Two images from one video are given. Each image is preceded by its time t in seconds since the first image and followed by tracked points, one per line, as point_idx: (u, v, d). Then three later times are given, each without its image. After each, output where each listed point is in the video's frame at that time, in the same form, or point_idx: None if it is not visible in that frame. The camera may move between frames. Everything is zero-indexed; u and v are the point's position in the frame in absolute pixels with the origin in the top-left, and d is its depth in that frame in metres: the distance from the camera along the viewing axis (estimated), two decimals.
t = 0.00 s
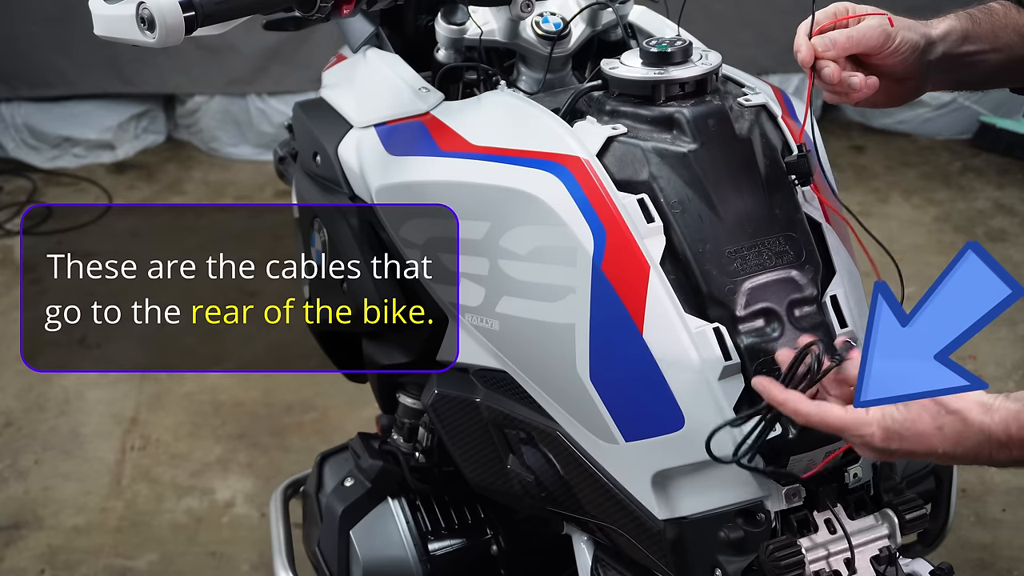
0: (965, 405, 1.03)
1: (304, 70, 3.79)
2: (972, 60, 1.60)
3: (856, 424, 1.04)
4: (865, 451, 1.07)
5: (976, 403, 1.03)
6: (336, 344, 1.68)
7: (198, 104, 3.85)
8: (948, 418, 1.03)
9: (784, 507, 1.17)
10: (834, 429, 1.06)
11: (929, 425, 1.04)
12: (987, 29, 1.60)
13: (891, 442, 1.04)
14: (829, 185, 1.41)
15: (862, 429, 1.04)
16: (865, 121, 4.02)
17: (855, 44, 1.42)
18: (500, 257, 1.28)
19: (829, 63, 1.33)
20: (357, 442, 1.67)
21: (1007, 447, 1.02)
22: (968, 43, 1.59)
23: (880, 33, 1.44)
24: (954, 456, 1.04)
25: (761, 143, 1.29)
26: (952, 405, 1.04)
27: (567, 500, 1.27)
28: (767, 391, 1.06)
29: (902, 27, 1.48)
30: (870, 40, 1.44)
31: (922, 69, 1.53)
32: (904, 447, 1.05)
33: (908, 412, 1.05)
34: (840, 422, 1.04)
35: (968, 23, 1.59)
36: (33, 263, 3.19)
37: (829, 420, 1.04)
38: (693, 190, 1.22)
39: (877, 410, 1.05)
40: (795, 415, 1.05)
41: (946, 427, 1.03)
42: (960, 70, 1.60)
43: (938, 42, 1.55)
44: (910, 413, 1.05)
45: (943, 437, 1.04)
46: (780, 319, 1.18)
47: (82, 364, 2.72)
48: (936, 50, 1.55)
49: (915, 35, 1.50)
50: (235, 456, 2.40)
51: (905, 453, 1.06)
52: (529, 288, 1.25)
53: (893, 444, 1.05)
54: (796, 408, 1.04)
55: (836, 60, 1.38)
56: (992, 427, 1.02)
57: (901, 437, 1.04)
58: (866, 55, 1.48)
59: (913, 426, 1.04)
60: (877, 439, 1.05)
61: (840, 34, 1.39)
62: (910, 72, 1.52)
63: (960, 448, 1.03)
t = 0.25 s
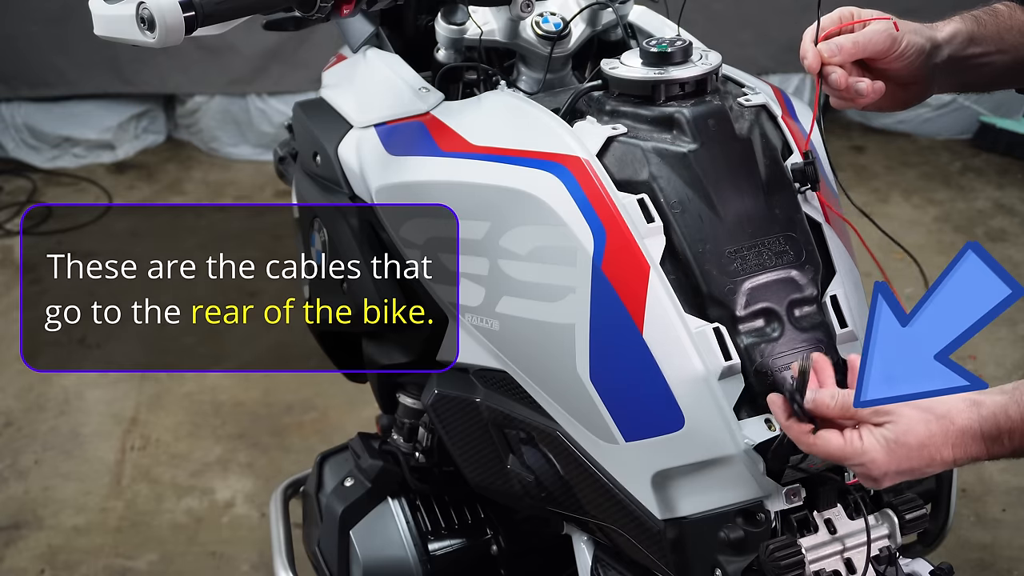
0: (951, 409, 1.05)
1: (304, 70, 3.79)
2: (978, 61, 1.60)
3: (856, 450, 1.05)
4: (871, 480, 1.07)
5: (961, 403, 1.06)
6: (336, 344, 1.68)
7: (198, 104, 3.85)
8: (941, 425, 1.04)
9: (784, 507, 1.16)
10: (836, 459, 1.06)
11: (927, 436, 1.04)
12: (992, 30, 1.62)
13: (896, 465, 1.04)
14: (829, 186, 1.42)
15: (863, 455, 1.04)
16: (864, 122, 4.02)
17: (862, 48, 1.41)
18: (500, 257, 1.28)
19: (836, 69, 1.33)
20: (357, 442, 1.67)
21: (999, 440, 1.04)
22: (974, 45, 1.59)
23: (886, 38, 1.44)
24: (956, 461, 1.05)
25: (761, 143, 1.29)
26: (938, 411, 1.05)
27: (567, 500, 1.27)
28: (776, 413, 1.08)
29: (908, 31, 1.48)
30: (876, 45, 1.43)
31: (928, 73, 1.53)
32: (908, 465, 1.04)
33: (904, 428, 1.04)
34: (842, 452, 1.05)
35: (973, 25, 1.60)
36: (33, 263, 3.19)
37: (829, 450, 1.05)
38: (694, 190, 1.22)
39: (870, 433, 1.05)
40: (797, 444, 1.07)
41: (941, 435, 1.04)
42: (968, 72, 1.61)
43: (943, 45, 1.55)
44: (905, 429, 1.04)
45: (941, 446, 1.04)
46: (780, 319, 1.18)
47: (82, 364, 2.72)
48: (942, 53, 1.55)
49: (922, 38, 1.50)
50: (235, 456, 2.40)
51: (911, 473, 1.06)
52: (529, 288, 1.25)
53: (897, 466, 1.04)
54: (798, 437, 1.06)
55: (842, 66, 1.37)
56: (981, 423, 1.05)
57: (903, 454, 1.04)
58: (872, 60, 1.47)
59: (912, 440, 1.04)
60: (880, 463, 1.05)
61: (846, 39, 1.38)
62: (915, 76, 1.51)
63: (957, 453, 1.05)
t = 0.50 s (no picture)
0: (951, 418, 1.04)
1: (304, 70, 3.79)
2: (981, 67, 1.60)
3: (860, 466, 1.03)
4: (875, 493, 1.05)
5: (961, 411, 1.04)
6: (336, 344, 1.68)
7: (198, 103, 3.85)
8: (942, 435, 1.03)
9: (784, 506, 1.15)
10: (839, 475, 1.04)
11: (929, 448, 1.03)
12: (993, 37, 1.61)
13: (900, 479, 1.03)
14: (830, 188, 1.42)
15: (867, 471, 1.03)
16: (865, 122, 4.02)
17: (869, 58, 1.41)
18: (500, 256, 1.28)
19: (842, 80, 1.34)
20: (357, 442, 1.67)
21: (1002, 447, 1.03)
22: (977, 51, 1.59)
23: (890, 47, 1.44)
24: (959, 470, 1.05)
25: (761, 143, 1.29)
26: (938, 421, 1.04)
27: (567, 500, 1.27)
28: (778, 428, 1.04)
29: (911, 40, 1.48)
30: (881, 54, 1.43)
31: (932, 80, 1.53)
32: (910, 478, 1.03)
33: (906, 442, 1.03)
34: (846, 469, 1.03)
35: (976, 31, 1.59)
36: (33, 263, 3.19)
37: (833, 466, 1.03)
38: (694, 190, 1.22)
39: (871, 448, 1.03)
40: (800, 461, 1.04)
41: (943, 445, 1.03)
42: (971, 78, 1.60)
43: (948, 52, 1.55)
44: (907, 443, 1.03)
45: (943, 457, 1.03)
46: (781, 319, 1.18)
47: (82, 364, 2.72)
48: (946, 59, 1.55)
49: (925, 47, 1.50)
50: (235, 456, 2.40)
51: (914, 486, 1.05)
52: (529, 288, 1.25)
53: (901, 480, 1.03)
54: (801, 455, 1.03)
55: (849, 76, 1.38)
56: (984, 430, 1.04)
57: (906, 468, 1.03)
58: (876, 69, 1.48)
59: (915, 453, 1.03)
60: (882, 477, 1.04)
61: (850, 50, 1.39)
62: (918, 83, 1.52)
63: (960, 461, 1.04)
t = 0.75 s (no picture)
0: (956, 420, 1.05)
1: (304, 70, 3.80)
2: (978, 67, 1.60)
3: (864, 469, 1.05)
4: (882, 497, 1.07)
5: (966, 414, 1.06)
6: (336, 344, 1.68)
7: (198, 103, 3.85)
8: (948, 438, 1.05)
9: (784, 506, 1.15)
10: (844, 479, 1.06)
11: (934, 451, 1.04)
12: (991, 37, 1.61)
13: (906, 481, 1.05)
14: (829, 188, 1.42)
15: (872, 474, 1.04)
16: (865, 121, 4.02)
17: (867, 59, 1.41)
18: (500, 256, 1.28)
19: (841, 81, 1.34)
20: (357, 442, 1.67)
21: (1008, 449, 1.04)
22: (975, 51, 1.59)
23: (888, 48, 1.44)
24: (966, 473, 1.06)
25: (761, 143, 1.29)
26: (943, 424, 1.05)
27: (567, 500, 1.27)
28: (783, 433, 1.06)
29: (910, 40, 1.48)
30: (879, 55, 1.43)
31: (930, 80, 1.53)
32: (916, 481, 1.05)
33: (911, 445, 1.04)
34: (851, 472, 1.05)
35: (974, 31, 1.59)
36: (33, 263, 3.19)
37: (837, 470, 1.05)
38: (693, 190, 1.22)
39: (876, 451, 1.05)
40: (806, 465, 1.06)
41: (949, 448, 1.05)
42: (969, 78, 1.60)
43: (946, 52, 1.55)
44: (912, 446, 1.04)
45: (949, 460, 1.05)
46: (781, 319, 1.18)
47: (82, 364, 2.72)
48: (944, 60, 1.55)
49: (923, 47, 1.50)
50: (235, 456, 2.40)
51: (920, 489, 1.06)
52: (529, 288, 1.25)
53: (907, 483, 1.05)
54: (806, 460, 1.05)
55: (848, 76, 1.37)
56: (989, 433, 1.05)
57: (912, 471, 1.04)
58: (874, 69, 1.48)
59: (920, 456, 1.04)
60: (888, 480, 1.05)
61: (848, 51, 1.39)
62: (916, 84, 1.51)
63: (966, 464, 1.05)
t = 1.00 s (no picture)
0: (957, 419, 1.06)
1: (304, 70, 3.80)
2: (976, 68, 1.60)
3: (865, 467, 1.05)
4: (881, 496, 1.07)
5: (966, 413, 1.06)
6: (336, 344, 1.68)
7: (198, 103, 3.85)
8: (948, 437, 1.05)
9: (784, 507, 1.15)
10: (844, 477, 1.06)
11: (934, 449, 1.05)
12: (989, 37, 1.61)
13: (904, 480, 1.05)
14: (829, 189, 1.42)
15: (872, 471, 1.05)
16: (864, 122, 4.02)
17: (864, 60, 1.42)
18: (500, 257, 1.28)
19: (840, 81, 1.34)
20: (357, 442, 1.67)
21: (1007, 448, 1.05)
22: (973, 52, 1.59)
23: (886, 48, 1.44)
24: (966, 472, 1.06)
25: (761, 143, 1.29)
26: (943, 422, 1.06)
27: (567, 500, 1.27)
28: (783, 430, 1.07)
29: (908, 40, 1.48)
30: (877, 56, 1.44)
31: (929, 80, 1.53)
32: (916, 479, 1.05)
33: (911, 443, 1.04)
34: (851, 470, 1.05)
35: (972, 32, 1.59)
36: (33, 263, 3.19)
37: (838, 467, 1.05)
38: (693, 190, 1.22)
39: (877, 449, 1.06)
40: (806, 462, 1.06)
41: (949, 447, 1.05)
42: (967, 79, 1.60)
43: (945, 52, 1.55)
44: (913, 443, 1.04)
45: (949, 459, 1.05)
46: (780, 319, 1.18)
47: (82, 364, 2.72)
48: (942, 60, 1.55)
49: (922, 47, 1.50)
50: (235, 456, 2.40)
51: (920, 488, 1.06)
52: (529, 289, 1.25)
53: (907, 481, 1.05)
54: (806, 457, 1.06)
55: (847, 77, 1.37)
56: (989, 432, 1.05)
57: (912, 469, 1.05)
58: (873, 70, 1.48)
59: (919, 454, 1.04)
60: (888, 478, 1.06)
61: (847, 52, 1.39)
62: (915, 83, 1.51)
63: (966, 463, 1.05)
